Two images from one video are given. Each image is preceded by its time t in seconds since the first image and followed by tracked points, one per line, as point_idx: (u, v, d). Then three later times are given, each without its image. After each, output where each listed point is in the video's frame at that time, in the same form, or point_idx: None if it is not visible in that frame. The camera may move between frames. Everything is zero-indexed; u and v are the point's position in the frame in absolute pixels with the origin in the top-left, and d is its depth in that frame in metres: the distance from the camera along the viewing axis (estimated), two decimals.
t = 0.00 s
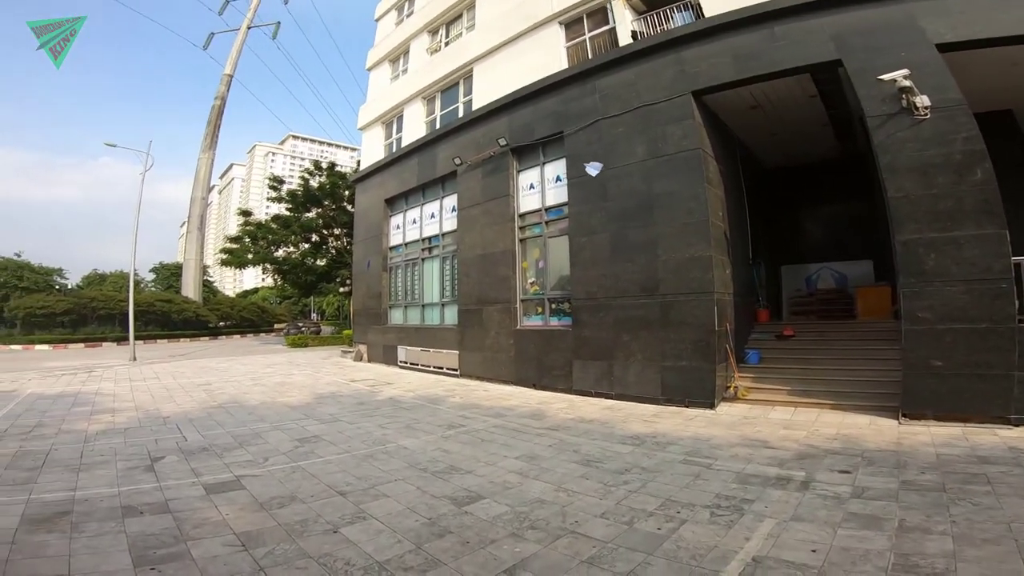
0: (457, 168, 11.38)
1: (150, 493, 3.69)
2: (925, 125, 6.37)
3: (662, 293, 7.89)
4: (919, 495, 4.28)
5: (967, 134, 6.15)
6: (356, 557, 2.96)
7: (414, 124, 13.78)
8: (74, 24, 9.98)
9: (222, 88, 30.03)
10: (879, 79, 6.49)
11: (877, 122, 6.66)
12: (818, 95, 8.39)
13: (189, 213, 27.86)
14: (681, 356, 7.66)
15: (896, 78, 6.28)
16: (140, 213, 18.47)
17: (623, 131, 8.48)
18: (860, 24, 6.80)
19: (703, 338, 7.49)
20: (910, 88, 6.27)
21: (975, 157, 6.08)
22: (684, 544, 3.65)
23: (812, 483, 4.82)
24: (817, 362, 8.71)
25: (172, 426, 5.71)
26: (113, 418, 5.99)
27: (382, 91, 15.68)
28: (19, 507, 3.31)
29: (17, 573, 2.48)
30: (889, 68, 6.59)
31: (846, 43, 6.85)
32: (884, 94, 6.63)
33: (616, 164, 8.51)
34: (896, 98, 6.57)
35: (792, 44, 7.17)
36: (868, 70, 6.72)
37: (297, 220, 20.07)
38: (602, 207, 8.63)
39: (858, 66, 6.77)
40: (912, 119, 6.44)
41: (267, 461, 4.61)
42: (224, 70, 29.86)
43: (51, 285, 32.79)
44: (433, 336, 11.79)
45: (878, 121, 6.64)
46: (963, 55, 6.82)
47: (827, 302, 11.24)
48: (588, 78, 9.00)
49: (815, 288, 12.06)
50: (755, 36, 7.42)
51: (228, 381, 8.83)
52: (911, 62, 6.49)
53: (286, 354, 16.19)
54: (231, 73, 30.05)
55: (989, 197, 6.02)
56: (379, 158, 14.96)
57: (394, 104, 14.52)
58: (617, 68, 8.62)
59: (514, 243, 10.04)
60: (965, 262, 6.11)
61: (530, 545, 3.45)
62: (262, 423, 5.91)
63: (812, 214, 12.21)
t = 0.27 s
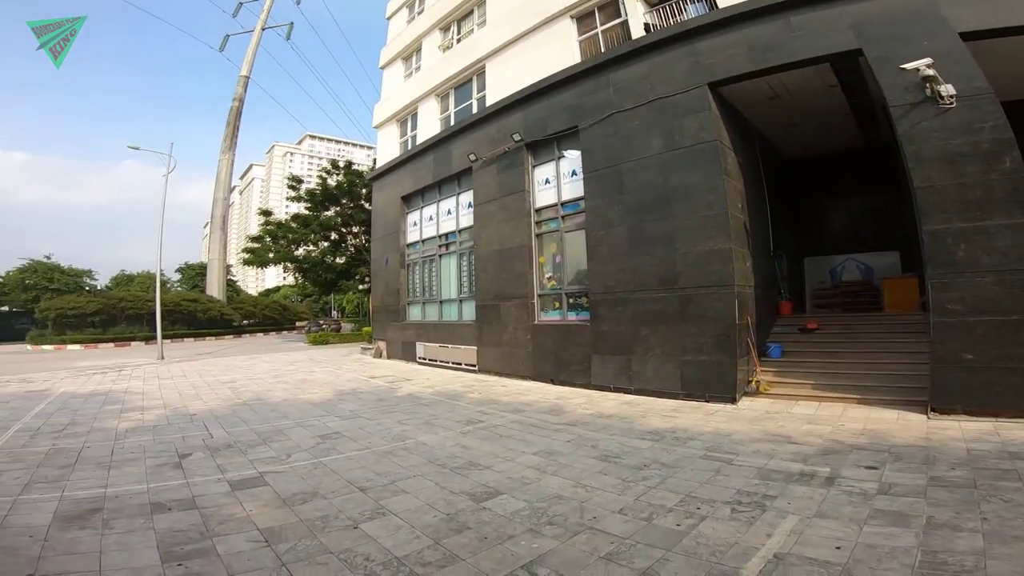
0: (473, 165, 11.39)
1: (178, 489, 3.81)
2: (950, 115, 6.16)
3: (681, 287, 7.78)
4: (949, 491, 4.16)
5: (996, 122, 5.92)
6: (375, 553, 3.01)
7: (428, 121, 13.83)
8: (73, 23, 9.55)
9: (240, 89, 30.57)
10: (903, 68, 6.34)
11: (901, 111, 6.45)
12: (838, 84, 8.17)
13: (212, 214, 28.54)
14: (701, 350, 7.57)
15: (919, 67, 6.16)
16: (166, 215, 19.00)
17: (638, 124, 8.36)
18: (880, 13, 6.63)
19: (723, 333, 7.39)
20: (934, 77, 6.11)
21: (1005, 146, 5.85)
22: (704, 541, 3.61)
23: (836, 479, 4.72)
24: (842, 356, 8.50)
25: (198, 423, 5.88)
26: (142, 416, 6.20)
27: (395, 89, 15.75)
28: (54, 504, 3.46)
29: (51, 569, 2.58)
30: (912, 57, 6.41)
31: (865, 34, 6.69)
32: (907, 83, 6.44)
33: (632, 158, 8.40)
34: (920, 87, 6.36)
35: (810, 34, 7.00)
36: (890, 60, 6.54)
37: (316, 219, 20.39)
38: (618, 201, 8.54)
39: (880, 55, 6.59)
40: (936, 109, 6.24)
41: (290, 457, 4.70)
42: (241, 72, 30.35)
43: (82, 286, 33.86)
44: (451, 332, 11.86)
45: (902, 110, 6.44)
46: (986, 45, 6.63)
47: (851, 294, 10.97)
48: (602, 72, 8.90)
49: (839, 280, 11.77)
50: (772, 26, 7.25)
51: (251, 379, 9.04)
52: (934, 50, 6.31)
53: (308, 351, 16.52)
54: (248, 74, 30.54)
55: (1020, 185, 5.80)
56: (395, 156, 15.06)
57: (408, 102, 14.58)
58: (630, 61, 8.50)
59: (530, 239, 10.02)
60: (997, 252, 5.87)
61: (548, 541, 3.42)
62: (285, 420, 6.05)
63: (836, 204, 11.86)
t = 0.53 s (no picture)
0: (488, 161, 11.37)
1: (201, 486, 3.92)
2: (977, 106, 5.93)
3: (699, 282, 7.67)
4: (977, 490, 4.04)
5: None
6: (391, 549, 3.04)
7: (443, 119, 13.86)
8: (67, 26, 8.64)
9: (257, 90, 31.07)
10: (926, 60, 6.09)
11: (924, 103, 6.24)
12: (858, 76, 7.96)
13: (233, 214, 29.12)
14: (721, 346, 7.46)
15: (943, 58, 5.91)
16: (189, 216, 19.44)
17: (653, 119, 8.25)
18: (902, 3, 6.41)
19: (743, 328, 7.27)
20: (959, 68, 5.87)
21: None
22: (722, 539, 3.57)
23: (860, 477, 4.62)
24: (866, 352, 8.28)
25: (221, 420, 6.02)
26: (167, 414, 6.40)
27: (409, 87, 15.81)
28: (82, 501, 3.58)
29: (79, 565, 2.66)
30: (935, 48, 6.19)
31: (886, 24, 6.47)
32: (931, 74, 6.22)
33: (648, 152, 8.30)
34: (945, 78, 6.14)
35: (829, 26, 6.80)
36: (912, 52, 6.31)
37: (334, 218, 20.64)
38: (635, 196, 8.45)
39: (902, 46, 6.37)
40: (962, 100, 6.01)
41: (309, 453, 4.78)
42: (258, 73, 30.87)
43: (110, 286, 34.81)
44: (468, 328, 11.91)
45: (925, 102, 6.23)
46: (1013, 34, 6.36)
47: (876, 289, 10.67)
48: (616, 66, 8.80)
49: (863, 275, 11.45)
50: (789, 18, 7.06)
51: (272, 376, 9.22)
52: (960, 40, 6.09)
53: (328, 348, 16.78)
54: (265, 75, 31.02)
55: None
56: (410, 153, 15.14)
57: (422, 100, 14.63)
58: (645, 55, 8.39)
59: (546, 235, 9.98)
60: None
61: (563, 539, 3.41)
62: (304, 417, 6.17)
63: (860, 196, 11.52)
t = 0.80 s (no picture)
0: (504, 159, 11.35)
1: (221, 483, 4.00)
2: (1006, 101, 5.70)
3: (719, 279, 7.54)
4: (1009, 493, 3.91)
5: None
6: (405, 547, 3.06)
7: (458, 117, 13.89)
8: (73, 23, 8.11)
9: (276, 90, 31.59)
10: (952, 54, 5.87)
11: (951, 98, 6.01)
12: (882, 70, 7.73)
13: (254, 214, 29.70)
14: (741, 345, 7.33)
15: (970, 52, 5.68)
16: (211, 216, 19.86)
17: (671, 115, 8.13)
18: None
19: (765, 327, 7.13)
20: (987, 63, 5.64)
21: None
22: (740, 541, 3.51)
23: (885, 478, 4.49)
24: (893, 351, 8.03)
25: (242, 418, 6.15)
26: (191, 410, 6.58)
27: (424, 86, 15.88)
28: (107, 497, 3.69)
29: (101, 561, 2.70)
30: (962, 42, 5.97)
31: (909, 18, 6.25)
32: (958, 69, 5.98)
33: (665, 149, 8.18)
34: (972, 72, 5.90)
35: (851, 20, 6.59)
36: (938, 46, 6.09)
37: (352, 217, 20.87)
38: (652, 192, 8.34)
39: (927, 41, 6.14)
40: (991, 95, 5.78)
41: (327, 451, 4.84)
42: (276, 74, 31.42)
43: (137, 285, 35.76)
44: (484, 326, 11.93)
45: (952, 97, 6.00)
46: None
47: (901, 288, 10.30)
48: (632, 63, 8.69)
49: (889, 272, 11.13)
50: (808, 13, 6.87)
51: (292, 374, 9.38)
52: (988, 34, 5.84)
53: (347, 346, 17.01)
54: (283, 76, 31.54)
55: None
56: (427, 152, 15.22)
57: (438, 98, 14.67)
58: (661, 51, 8.26)
59: (563, 232, 9.91)
60: None
61: (578, 538, 3.39)
62: (323, 414, 6.26)
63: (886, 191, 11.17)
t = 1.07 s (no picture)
0: (521, 156, 11.30)
1: (243, 479, 4.08)
2: None
3: (742, 276, 7.38)
4: None
5: None
6: (423, 545, 3.07)
7: (476, 116, 13.89)
8: (70, 22, 7.57)
9: (296, 91, 32.12)
10: (982, 46, 5.53)
11: (982, 92, 5.78)
12: (910, 65, 7.46)
13: (277, 213, 30.27)
14: (764, 343, 7.17)
15: (1000, 45, 5.29)
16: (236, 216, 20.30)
17: (691, 111, 7.98)
18: None
19: (789, 325, 6.95)
20: (1018, 56, 5.25)
21: None
22: (763, 542, 3.44)
23: (916, 480, 4.35)
24: (924, 350, 7.75)
25: (264, 414, 6.27)
26: (215, 407, 6.74)
27: (441, 85, 15.92)
28: (133, 493, 3.80)
29: (126, 556, 2.76)
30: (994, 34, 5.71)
31: (937, 11, 5.99)
32: (989, 63, 5.71)
33: (686, 145, 8.03)
34: (1004, 66, 5.62)
35: (876, 13, 6.37)
36: (968, 38, 5.82)
37: (371, 216, 21.08)
38: (672, 189, 8.20)
39: (957, 33, 5.87)
40: None
41: (347, 448, 4.90)
42: (297, 75, 31.97)
43: (164, 283, 36.75)
44: (503, 324, 11.92)
45: (983, 92, 5.77)
46: None
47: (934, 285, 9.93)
48: (651, 58, 8.56)
49: (920, 269, 10.68)
50: (830, 6, 6.66)
51: (313, 371, 9.53)
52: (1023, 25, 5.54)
53: (367, 344, 17.23)
54: (303, 76, 32.05)
55: None
56: (445, 151, 15.26)
57: (455, 97, 14.69)
58: (680, 46, 8.12)
59: (582, 230, 9.81)
60: None
61: (596, 538, 3.36)
62: (343, 411, 6.34)
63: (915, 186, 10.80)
